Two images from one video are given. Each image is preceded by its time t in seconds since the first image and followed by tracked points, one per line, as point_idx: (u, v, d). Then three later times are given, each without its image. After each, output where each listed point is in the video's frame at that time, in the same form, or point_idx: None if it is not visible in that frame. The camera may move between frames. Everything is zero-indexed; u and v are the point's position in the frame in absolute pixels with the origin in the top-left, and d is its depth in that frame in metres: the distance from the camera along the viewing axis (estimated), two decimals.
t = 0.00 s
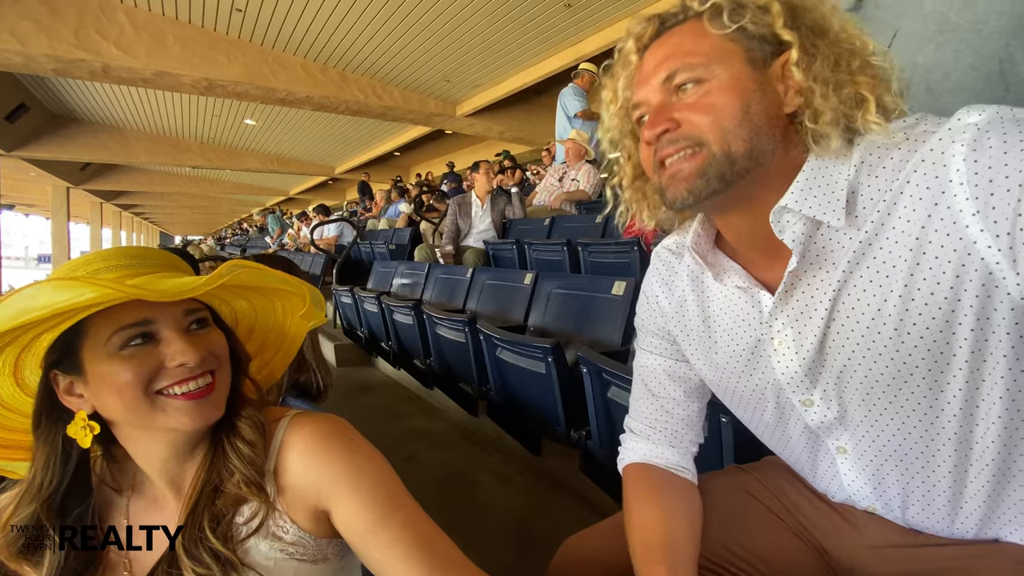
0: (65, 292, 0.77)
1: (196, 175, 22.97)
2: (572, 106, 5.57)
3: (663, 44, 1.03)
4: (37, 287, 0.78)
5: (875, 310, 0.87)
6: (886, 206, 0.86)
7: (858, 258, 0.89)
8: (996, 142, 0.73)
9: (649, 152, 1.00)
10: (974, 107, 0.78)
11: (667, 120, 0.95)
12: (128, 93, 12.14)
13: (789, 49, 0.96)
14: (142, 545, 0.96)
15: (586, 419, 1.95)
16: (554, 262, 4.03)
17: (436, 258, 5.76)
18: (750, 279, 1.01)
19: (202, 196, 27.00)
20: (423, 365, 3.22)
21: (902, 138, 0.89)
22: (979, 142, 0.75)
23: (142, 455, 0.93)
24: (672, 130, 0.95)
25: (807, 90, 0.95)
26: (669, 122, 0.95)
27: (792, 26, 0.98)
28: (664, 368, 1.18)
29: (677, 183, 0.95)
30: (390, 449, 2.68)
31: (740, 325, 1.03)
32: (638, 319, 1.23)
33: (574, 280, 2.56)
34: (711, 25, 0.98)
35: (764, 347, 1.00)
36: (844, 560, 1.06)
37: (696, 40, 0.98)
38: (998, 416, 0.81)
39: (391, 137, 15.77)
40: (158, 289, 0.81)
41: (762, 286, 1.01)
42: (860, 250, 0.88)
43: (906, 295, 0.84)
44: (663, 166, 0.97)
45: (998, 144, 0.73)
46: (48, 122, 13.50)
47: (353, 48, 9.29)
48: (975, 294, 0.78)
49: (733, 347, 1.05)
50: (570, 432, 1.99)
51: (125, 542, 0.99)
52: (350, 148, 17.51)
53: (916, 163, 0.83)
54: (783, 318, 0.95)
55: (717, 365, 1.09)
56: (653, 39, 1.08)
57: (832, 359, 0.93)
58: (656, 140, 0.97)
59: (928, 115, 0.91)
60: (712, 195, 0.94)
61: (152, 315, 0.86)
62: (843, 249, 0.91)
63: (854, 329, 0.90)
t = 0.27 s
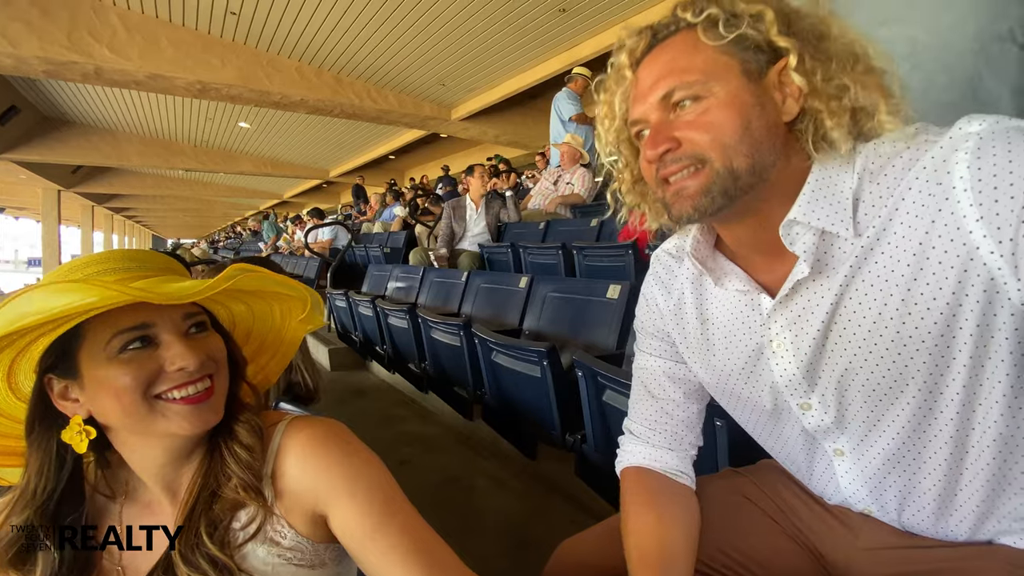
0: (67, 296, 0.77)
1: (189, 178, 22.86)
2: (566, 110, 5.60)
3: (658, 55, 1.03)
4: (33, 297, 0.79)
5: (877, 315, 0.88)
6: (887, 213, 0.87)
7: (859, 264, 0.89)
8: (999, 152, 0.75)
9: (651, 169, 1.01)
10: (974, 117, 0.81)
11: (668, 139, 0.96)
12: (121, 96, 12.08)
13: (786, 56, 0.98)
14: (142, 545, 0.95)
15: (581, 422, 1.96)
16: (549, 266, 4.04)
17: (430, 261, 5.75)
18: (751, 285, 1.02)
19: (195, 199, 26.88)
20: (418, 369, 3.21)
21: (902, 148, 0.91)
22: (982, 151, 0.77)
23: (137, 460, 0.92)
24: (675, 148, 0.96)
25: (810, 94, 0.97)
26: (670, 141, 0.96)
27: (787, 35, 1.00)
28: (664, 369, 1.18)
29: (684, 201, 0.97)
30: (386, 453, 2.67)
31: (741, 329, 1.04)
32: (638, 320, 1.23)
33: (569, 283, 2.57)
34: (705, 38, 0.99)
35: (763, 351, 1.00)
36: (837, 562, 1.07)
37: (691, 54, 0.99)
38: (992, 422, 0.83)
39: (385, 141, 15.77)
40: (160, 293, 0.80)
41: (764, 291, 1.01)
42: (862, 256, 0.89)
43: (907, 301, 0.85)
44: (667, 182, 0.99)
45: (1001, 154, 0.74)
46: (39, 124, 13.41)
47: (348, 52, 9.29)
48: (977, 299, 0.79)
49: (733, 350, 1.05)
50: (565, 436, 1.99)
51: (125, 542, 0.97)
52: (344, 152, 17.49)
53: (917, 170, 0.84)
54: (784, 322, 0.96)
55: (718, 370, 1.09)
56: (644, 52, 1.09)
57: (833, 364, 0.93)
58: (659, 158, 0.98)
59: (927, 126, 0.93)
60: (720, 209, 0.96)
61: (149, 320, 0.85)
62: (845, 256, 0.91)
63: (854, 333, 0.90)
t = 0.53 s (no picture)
0: (54, 308, 0.75)
1: (178, 182, 22.67)
2: (557, 117, 5.62)
3: (643, 73, 1.02)
4: (19, 308, 0.77)
5: (864, 323, 0.87)
6: (875, 222, 0.86)
7: (847, 271, 0.89)
8: (985, 163, 0.75)
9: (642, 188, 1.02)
10: (960, 129, 0.80)
11: (654, 159, 0.96)
12: (109, 100, 11.97)
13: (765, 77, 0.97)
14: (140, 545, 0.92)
15: (572, 429, 1.95)
16: (540, 272, 4.05)
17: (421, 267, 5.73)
18: (740, 293, 1.02)
19: (184, 203, 26.66)
20: (408, 375, 3.19)
21: (890, 158, 0.90)
22: (968, 162, 0.76)
23: (119, 470, 0.90)
24: (661, 168, 0.96)
25: (793, 110, 0.95)
26: (655, 162, 0.96)
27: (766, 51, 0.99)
28: (655, 374, 1.18)
29: (675, 221, 0.98)
30: (375, 461, 2.65)
31: (730, 336, 1.03)
32: (630, 325, 1.23)
33: (560, 289, 2.57)
34: (685, 58, 0.98)
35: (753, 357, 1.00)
36: (825, 567, 1.06)
37: (671, 76, 0.98)
38: (979, 430, 0.82)
39: (376, 146, 15.75)
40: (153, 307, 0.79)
41: (754, 298, 1.01)
42: (849, 264, 0.88)
43: (895, 309, 0.84)
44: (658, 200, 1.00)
45: (986, 166, 0.74)
46: (24, 127, 13.24)
47: (339, 57, 9.28)
48: (961, 307, 0.78)
49: (723, 357, 1.05)
50: (556, 442, 1.98)
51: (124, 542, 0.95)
52: (335, 157, 17.45)
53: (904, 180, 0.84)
54: (772, 329, 0.95)
55: (707, 376, 1.09)
56: (628, 69, 1.09)
57: (821, 371, 0.93)
58: (647, 178, 0.98)
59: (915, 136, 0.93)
60: (710, 227, 0.97)
61: (135, 329, 0.83)
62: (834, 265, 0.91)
63: (843, 340, 0.90)
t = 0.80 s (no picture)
0: (22, 323, 0.72)
1: (166, 187, 22.48)
2: (546, 124, 5.63)
3: (619, 89, 1.00)
4: None
5: (846, 339, 0.86)
6: (856, 236, 0.85)
7: (829, 286, 0.88)
8: (964, 178, 0.73)
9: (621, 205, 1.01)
10: (940, 143, 0.79)
11: (630, 178, 0.95)
12: (95, 104, 11.85)
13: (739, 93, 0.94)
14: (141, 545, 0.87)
15: (560, 438, 1.93)
16: (530, 279, 4.04)
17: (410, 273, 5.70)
18: (722, 307, 1.01)
19: (172, 208, 26.43)
20: (396, 384, 3.16)
21: (869, 172, 0.89)
22: (948, 177, 0.75)
23: (86, 489, 0.87)
24: (638, 187, 0.95)
25: (765, 131, 0.92)
26: (632, 181, 0.95)
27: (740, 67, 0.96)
28: (639, 387, 1.16)
29: (654, 239, 0.97)
30: (362, 471, 2.61)
31: (713, 350, 1.03)
32: (614, 336, 1.22)
33: (548, 297, 2.56)
34: (659, 77, 0.95)
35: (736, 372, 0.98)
36: None
37: (646, 93, 0.95)
38: (963, 446, 0.81)
39: (367, 151, 15.72)
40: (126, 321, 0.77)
41: (736, 311, 1.01)
42: (831, 279, 0.87)
43: (877, 325, 0.83)
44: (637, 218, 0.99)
45: (965, 182, 0.73)
46: (9, 131, 13.07)
47: (329, 63, 9.25)
48: (942, 324, 0.77)
49: (706, 371, 1.03)
50: (543, 452, 1.96)
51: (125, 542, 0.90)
52: (325, 162, 17.36)
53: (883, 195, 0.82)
54: (754, 345, 0.94)
55: (691, 391, 1.07)
56: (605, 85, 1.07)
57: (803, 387, 0.91)
58: (625, 197, 0.97)
59: (894, 149, 0.91)
60: (688, 243, 0.96)
61: (105, 344, 0.80)
62: (815, 279, 0.89)
63: (825, 356, 0.88)
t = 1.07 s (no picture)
0: None
1: (150, 192, 22.19)
2: (535, 131, 5.61)
3: (598, 89, 0.96)
4: None
5: (831, 358, 0.81)
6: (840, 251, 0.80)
7: (814, 303, 0.83)
8: (953, 190, 0.68)
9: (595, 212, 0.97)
10: (928, 154, 0.74)
11: (601, 182, 0.91)
12: (78, 108, 11.67)
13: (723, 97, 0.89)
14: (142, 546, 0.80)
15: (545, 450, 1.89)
16: (517, 286, 4.00)
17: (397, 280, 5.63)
18: (703, 322, 0.98)
19: (157, 213, 26.10)
20: (380, 394, 3.11)
21: (854, 183, 0.84)
22: (937, 189, 0.69)
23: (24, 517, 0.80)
24: (609, 193, 0.91)
25: (742, 147, 0.87)
26: (603, 185, 0.90)
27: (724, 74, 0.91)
28: (623, 400, 1.13)
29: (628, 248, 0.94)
30: (344, 483, 2.55)
31: (693, 367, 0.99)
32: (597, 348, 1.19)
33: (534, 305, 2.52)
34: (639, 78, 0.91)
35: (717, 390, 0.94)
36: None
37: (626, 95, 0.91)
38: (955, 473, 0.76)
39: (355, 157, 15.64)
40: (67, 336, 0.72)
41: (715, 326, 0.98)
42: (814, 295, 0.82)
43: (864, 344, 0.78)
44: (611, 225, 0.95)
45: (954, 194, 0.67)
46: None
47: (317, 69, 9.20)
48: (933, 345, 0.71)
49: (688, 387, 1.00)
50: (528, 464, 1.92)
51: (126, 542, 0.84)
52: (313, 168, 17.24)
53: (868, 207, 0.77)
54: (735, 362, 0.90)
55: (672, 409, 1.03)
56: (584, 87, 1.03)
57: (787, 406, 0.87)
58: (596, 202, 0.93)
59: (880, 158, 0.86)
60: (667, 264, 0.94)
61: (48, 360, 0.75)
62: (799, 295, 0.85)
63: (810, 376, 0.84)
